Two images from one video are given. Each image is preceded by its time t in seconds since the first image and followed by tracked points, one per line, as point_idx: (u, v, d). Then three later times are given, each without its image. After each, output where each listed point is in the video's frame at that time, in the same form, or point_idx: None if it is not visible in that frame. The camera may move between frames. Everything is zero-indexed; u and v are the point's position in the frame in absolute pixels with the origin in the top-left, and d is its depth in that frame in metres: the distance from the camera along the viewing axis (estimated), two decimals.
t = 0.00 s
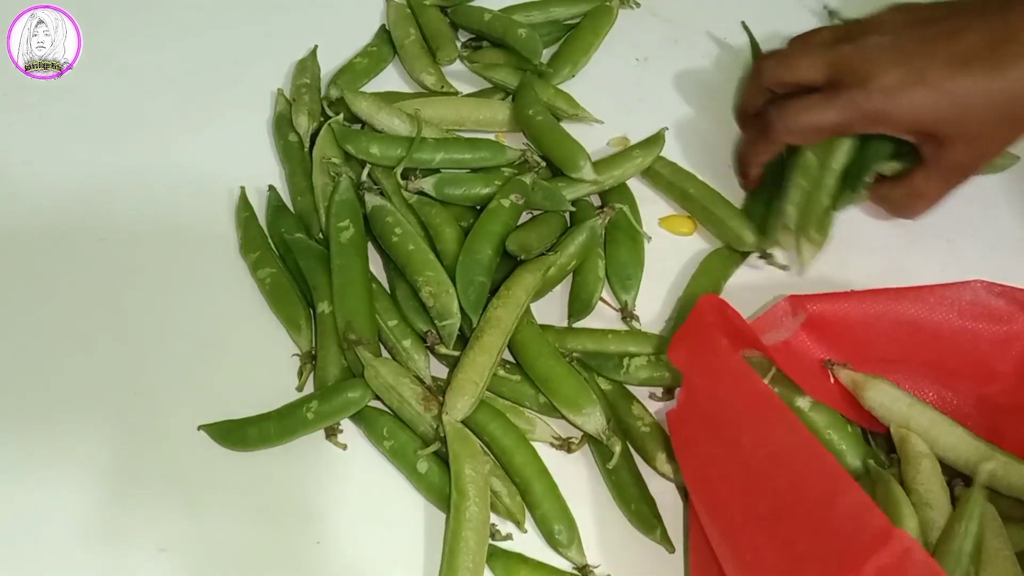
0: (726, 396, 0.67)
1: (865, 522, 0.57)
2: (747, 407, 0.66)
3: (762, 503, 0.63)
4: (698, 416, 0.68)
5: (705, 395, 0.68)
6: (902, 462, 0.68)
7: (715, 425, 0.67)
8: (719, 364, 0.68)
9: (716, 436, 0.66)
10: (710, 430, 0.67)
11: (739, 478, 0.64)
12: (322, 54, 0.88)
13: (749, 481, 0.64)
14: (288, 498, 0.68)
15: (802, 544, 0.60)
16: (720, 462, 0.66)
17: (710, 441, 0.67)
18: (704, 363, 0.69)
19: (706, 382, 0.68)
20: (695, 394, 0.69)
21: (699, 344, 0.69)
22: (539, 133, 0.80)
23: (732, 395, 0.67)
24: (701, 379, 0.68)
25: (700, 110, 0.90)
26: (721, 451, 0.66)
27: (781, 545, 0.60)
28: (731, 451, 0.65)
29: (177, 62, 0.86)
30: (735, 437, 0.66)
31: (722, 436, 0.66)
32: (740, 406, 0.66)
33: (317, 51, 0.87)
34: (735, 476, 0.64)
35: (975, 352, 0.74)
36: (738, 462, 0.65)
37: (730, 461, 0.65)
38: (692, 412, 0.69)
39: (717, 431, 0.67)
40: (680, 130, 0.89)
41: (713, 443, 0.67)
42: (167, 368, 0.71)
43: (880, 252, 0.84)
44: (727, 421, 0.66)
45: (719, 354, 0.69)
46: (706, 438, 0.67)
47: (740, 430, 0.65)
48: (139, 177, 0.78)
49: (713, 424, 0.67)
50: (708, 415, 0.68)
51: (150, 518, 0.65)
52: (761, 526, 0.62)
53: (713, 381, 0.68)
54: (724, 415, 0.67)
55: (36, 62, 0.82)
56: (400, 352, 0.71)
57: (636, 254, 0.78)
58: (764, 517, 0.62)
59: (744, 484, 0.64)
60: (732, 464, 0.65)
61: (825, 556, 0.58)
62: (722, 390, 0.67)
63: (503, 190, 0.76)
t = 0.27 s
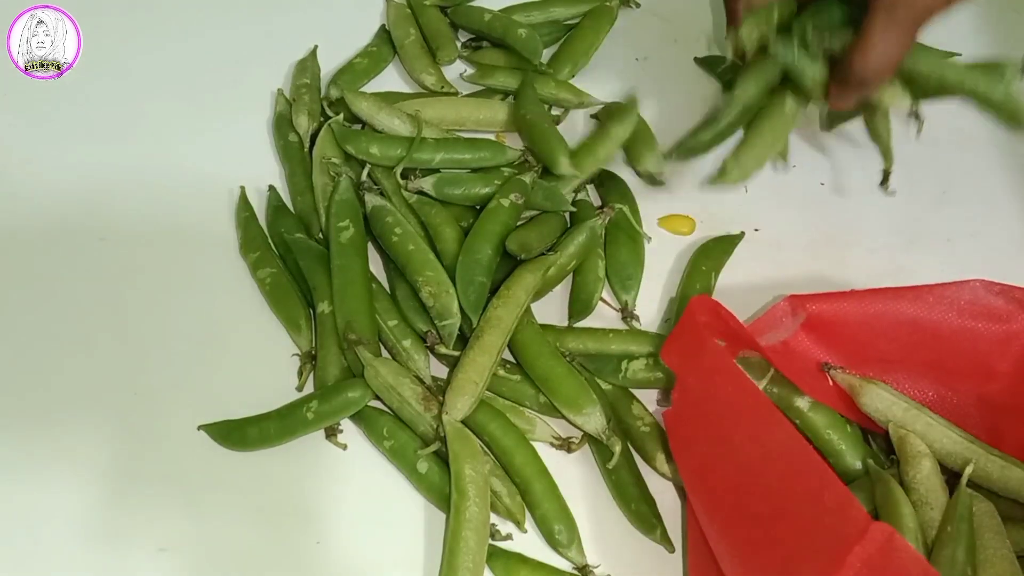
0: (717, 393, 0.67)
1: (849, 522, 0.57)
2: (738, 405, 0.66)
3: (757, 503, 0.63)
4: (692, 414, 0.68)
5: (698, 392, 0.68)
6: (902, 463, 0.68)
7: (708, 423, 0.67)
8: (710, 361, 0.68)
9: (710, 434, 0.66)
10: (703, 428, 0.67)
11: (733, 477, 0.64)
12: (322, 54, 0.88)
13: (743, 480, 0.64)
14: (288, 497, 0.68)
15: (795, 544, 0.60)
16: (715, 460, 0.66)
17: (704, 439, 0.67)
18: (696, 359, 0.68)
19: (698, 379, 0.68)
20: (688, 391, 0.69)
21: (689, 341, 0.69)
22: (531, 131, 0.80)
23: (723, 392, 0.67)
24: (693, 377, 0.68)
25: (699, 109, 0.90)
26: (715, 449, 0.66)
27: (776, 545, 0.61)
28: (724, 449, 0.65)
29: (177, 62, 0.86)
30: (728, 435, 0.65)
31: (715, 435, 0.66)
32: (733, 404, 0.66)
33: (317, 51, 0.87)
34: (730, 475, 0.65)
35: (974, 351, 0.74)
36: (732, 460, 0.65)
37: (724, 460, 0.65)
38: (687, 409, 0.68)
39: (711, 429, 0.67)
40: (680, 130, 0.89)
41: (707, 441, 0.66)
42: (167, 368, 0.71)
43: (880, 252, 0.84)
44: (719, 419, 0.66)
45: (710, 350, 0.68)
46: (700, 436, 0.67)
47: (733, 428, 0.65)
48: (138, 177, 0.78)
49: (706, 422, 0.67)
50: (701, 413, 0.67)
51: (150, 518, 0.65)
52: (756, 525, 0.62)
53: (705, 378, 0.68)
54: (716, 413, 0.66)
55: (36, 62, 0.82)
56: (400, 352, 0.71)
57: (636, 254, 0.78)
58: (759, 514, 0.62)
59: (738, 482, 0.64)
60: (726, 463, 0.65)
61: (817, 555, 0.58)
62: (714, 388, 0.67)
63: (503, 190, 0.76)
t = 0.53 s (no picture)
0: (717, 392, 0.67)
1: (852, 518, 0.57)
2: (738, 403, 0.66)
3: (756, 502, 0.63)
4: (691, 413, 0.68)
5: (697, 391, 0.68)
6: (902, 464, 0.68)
7: (707, 422, 0.67)
8: (709, 359, 0.68)
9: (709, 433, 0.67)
10: (703, 428, 0.67)
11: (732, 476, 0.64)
12: (322, 54, 0.88)
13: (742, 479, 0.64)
14: (288, 497, 0.68)
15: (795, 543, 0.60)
16: (714, 460, 0.66)
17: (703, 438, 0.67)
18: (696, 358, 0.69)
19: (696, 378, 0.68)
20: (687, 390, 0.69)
21: (689, 339, 0.70)
22: (536, 133, 0.80)
23: (723, 391, 0.67)
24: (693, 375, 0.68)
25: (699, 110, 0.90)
26: (714, 448, 0.66)
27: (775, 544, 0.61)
28: (724, 448, 0.65)
29: (177, 62, 0.86)
30: (728, 434, 0.65)
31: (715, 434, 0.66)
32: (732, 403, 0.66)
33: (317, 51, 0.87)
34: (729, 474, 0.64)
35: (974, 351, 0.74)
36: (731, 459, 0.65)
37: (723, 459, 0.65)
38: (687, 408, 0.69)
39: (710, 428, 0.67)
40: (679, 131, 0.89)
41: (707, 441, 0.67)
42: (166, 368, 0.71)
43: (880, 252, 0.84)
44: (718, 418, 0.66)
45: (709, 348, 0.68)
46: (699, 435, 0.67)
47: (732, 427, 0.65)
48: (138, 178, 0.78)
49: (706, 421, 0.67)
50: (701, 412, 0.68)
51: (150, 518, 0.65)
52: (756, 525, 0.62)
53: (705, 377, 0.68)
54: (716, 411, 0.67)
55: (36, 62, 0.82)
56: (400, 352, 0.71)
57: (637, 253, 0.78)
58: (759, 514, 0.62)
59: (737, 482, 0.64)
60: (725, 462, 0.65)
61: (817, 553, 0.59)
62: (714, 386, 0.67)
63: (504, 190, 0.76)
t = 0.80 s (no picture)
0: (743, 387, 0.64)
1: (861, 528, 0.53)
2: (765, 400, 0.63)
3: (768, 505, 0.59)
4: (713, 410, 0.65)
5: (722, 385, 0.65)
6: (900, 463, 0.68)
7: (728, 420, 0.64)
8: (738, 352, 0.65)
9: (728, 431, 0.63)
10: (724, 426, 0.64)
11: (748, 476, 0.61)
12: (322, 54, 0.88)
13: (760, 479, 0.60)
14: (288, 497, 0.68)
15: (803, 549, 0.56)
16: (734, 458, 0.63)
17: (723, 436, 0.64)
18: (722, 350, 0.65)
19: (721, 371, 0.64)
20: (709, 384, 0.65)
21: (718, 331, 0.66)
22: (536, 133, 0.80)
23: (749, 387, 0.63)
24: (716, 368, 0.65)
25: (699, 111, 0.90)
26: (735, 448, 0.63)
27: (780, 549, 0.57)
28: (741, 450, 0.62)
29: (177, 62, 0.86)
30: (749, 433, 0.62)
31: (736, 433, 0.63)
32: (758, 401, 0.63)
33: (317, 51, 0.87)
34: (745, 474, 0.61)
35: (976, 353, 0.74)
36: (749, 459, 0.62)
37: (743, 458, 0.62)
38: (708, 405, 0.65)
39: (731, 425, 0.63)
40: (679, 132, 0.89)
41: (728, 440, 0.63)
42: (166, 368, 0.71)
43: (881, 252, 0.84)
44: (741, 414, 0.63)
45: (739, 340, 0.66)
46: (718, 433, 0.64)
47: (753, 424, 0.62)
48: (138, 178, 0.78)
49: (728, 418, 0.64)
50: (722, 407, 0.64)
51: (150, 518, 0.65)
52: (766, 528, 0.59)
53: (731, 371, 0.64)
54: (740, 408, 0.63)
55: (36, 62, 0.82)
56: (400, 352, 0.71)
57: (637, 253, 0.78)
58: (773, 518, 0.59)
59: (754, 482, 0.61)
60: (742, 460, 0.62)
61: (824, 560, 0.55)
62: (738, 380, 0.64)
63: (504, 190, 0.76)
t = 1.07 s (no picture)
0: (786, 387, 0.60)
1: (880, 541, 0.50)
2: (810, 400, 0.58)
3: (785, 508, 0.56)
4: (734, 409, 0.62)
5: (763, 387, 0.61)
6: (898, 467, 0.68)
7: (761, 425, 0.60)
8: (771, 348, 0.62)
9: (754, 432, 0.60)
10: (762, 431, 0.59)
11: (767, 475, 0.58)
12: (322, 54, 0.88)
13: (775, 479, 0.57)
14: (288, 497, 0.68)
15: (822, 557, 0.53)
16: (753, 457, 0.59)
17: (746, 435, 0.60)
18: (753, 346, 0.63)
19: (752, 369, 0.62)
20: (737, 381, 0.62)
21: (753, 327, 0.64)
22: (536, 133, 0.80)
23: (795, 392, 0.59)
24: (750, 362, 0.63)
25: (699, 111, 0.90)
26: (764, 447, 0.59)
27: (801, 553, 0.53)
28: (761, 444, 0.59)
29: (178, 62, 0.86)
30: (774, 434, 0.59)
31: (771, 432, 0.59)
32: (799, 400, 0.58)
33: (317, 51, 0.87)
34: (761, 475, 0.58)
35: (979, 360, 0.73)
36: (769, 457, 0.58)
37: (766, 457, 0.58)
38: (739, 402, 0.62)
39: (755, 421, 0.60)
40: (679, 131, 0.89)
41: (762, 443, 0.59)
42: (166, 368, 0.71)
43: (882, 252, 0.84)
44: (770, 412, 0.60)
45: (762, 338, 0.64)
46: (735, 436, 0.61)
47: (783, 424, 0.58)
48: (138, 178, 0.78)
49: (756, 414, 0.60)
50: (757, 407, 0.61)
51: (150, 518, 0.65)
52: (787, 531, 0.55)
53: (771, 370, 0.61)
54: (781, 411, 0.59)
55: (36, 62, 0.82)
56: (400, 352, 0.71)
57: (638, 254, 0.78)
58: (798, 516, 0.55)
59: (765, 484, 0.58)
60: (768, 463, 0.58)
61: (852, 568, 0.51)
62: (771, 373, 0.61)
63: (504, 190, 0.76)
